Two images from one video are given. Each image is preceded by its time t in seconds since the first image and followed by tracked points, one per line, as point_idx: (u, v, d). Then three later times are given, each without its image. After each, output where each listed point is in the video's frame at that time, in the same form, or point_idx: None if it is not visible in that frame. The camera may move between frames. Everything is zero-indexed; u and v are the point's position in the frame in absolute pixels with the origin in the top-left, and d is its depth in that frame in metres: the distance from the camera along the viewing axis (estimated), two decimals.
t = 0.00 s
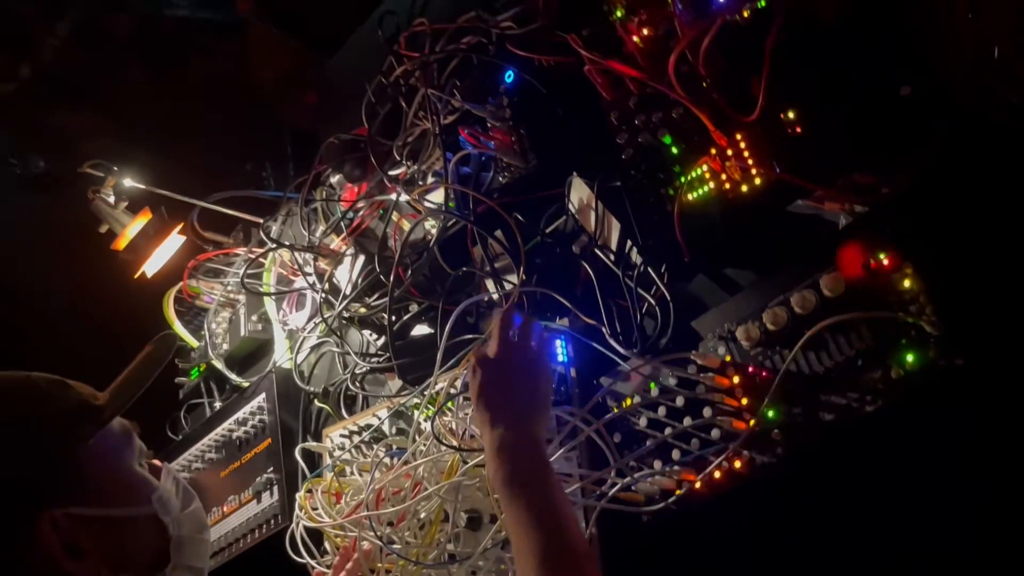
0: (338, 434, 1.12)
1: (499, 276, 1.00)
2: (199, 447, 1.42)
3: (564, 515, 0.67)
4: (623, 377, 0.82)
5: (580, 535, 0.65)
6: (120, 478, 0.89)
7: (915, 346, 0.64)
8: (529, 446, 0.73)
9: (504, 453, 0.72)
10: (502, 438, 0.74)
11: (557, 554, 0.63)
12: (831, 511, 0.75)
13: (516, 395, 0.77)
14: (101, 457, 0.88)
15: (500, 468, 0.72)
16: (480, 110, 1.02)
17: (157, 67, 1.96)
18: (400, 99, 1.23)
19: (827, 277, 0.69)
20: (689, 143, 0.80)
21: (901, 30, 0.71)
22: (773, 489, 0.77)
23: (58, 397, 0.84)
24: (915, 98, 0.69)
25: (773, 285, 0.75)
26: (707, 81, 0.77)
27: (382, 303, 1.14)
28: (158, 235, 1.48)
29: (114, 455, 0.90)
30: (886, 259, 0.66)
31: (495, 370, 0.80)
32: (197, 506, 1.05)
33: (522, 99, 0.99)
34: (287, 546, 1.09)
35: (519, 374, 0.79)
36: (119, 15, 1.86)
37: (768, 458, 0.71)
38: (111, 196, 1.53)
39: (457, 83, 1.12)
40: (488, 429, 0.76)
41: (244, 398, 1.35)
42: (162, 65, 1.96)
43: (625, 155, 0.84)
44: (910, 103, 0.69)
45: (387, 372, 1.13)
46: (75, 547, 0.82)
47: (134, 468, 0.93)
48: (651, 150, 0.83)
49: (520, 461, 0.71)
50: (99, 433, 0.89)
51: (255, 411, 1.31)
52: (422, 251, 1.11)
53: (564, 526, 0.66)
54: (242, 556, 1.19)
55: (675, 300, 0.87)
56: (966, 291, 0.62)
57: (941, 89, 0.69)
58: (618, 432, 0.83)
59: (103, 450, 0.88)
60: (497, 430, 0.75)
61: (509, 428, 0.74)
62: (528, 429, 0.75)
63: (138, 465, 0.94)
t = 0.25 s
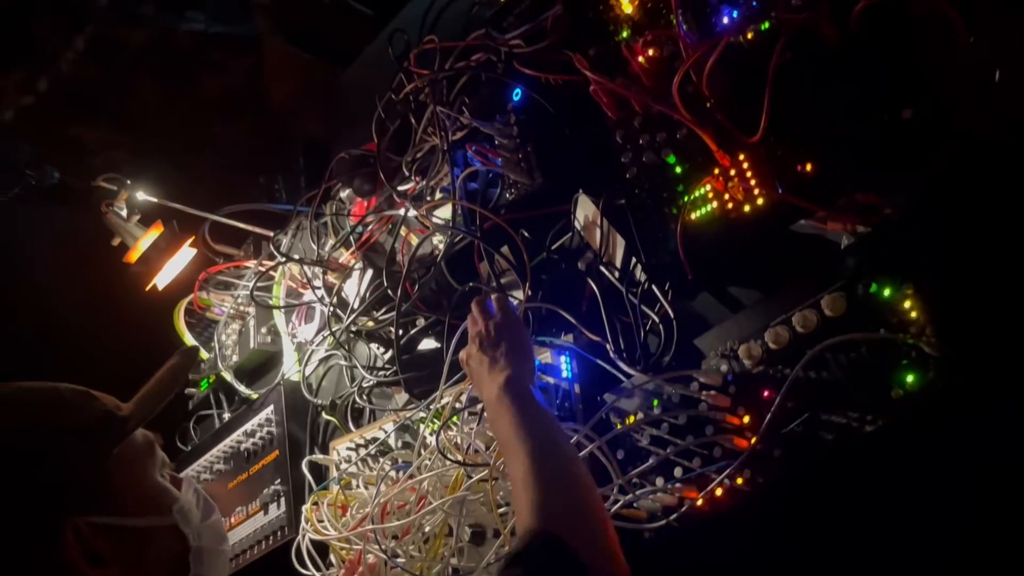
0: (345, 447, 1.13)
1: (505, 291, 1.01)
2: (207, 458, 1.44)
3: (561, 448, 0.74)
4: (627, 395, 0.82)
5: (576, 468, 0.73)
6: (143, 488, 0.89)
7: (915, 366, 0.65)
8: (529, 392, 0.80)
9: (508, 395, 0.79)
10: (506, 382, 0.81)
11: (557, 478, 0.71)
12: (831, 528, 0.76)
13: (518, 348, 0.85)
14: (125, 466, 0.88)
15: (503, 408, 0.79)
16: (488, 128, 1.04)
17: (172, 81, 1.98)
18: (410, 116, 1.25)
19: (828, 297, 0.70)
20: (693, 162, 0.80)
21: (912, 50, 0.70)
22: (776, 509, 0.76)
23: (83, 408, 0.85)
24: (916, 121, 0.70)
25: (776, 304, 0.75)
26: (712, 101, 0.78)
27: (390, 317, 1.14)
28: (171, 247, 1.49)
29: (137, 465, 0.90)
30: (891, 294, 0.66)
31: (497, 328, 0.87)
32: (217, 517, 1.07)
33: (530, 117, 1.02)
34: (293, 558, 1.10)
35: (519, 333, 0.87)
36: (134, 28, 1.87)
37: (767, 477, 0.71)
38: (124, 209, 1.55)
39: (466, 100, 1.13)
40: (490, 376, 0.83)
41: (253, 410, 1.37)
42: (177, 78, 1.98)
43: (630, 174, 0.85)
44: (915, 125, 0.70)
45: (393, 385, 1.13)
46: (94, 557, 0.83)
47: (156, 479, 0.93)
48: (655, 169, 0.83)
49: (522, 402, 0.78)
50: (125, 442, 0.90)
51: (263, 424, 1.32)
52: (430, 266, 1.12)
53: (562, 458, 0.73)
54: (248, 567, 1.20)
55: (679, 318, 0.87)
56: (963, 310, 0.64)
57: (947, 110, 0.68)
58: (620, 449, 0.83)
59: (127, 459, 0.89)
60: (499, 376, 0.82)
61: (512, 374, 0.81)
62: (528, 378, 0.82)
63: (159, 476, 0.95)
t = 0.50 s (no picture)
0: (347, 463, 1.15)
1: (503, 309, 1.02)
2: (212, 474, 1.45)
3: (552, 435, 0.76)
4: (623, 411, 0.84)
5: (565, 451, 0.74)
6: (150, 493, 0.92)
7: (903, 385, 0.67)
8: (523, 389, 0.82)
9: (501, 390, 0.82)
10: (500, 379, 0.83)
11: (546, 460, 0.72)
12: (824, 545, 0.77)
13: (514, 350, 0.87)
14: (134, 469, 0.91)
15: (497, 402, 0.81)
16: (487, 147, 1.06)
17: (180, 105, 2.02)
18: (410, 136, 1.28)
19: (819, 315, 0.72)
20: (686, 183, 0.82)
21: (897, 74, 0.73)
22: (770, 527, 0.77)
23: (92, 411, 0.89)
24: (902, 142, 0.71)
25: (768, 323, 0.77)
26: (703, 123, 0.80)
27: (391, 334, 1.16)
28: (175, 266, 1.50)
29: (145, 469, 0.93)
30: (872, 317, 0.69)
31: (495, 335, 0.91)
32: (224, 525, 1.08)
33: (528, 138, 1.03)
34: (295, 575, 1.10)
35: (516, 338, 0.90)
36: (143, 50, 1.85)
37: (762, 492, 0.72)
38: (129, 229, 1.58)
39: (465, 119, 1.15)
40: (486, 376, 0.86)
41: (257, 427, 1.38)
42: (184, 100, 2.01)
43: (624, 194, 0.87)
44: (900, 147, 0.71)
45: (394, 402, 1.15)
46: (106, 558, 0.85)
47: (164, 484, 0.96)
48: (649, 190, 0.85)
49: (515, 396, 0.81)
50: (134, 446, 0.93)
51: (266, 440, 1.34)
52: (430, 284, 1.13)
53: (552, 443, 0.75)
54: None
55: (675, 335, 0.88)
56: (950, 330, 0.65)
57: (931, 133, 0.71)
58: (617, 465, 0.85)
59: (136, 462, 0.92)
60: (495, 375, 0.85)
61: (508, 373, 0.84)
62: (524, 379, 0.84)
63: (167, 482, 0.97)
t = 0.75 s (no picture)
0: (345, 482, 1.15)
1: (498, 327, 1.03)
2: (213, 492, 1.46)
3: (549, 457, 0.77)
4: (616, 429, 0.85)
5: (562, 473, 0.75)
6: (157, 514, 0.93)
7: (889, 403, 0.68)
8: (521, 410, 0.84)
9: (499, 411, 0.83)
10: (498, 400, 0.84)
11: (544, 482, 0.73)
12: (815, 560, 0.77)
13: (511, 369, 0.88)
14: (142, 489, 0.93)
15: (494, 423, 0.82)
16: (480, 167, 1.08)
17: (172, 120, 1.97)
18: (405, 156, 1.29)
19: (804, 333, 0.73)
20: (674, 204, 0.83)
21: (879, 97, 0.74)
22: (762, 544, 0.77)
23: (102, 429, 0.92)
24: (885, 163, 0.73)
25: (757, 341, 0.78)
26: (691, 144, 0.81)
27: (388, 353, 1.17)
28: (174, 287, 1.51)
29: (153, 490, 0.95)
30: (847, 336, 0.71)
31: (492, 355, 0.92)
32: (229, 546, 1.08)
33: (520, 158, 1.04)
34: None
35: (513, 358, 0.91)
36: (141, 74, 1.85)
37: (752, 509, 0.73)
38: (128, 251, 1.59)
39: (459, 140, 1.17)
40: (483, 397, 0.87)
41: (256, 446, 1.39)
42: (180, 120, 1.98)
43: (613, 215, 0.88)
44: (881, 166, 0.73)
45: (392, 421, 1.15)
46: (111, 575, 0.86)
47: (172, 505, 0.97)
48: (638, 211, 0.86)
49: (512, 417, 0.82)
50: (143, 467, 0.95)
51: (266, 459, 1.34)
52: (426, 303, 1.14)
53: (548, 463, 0.76)
54: None
55: (666, 353, 0.90)
56: (931, 350, 0.65)
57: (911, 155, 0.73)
58: (610, 483, 0.85)
59: (144, 483, 0.94)
60: (492, 396, 0.86)
61: (505, 394, 0.85)
62: (521, 399, 0.86)
63: (175, 502, 0.98)
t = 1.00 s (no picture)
0: (342, 503, 1.17)
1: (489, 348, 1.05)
2: (212, 516, 1.47)
3: (534, 475, 0.78)
4: (604, 448, 0.85)
5: (546, 491, 0.76)
6: (144, 541, 1.10)
7: (868, 418, 0.68)
8: (505, 431, 0.85)
9: (484, 432, 0.84)
10: (482, 421, 0.86)
11: (526, 497, 0.74)
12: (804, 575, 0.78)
13: (494, 391, 0.90)
14: (129, 519, 1.10)
15: (479, 442, 0.84)
16: (470, 191, 1.10)
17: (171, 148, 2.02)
18: (396, 180, 1.31)
19: (785, 350, 0.74)
20: (656, 225, 0.84)
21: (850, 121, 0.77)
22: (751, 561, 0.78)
23: (85, 463, 1.05)
24: (861, 183, 0.76)
25: (741, 358, 0.79)
26: (672, 166, 0.82)
27: (381, 375, 1.18)
28: (170, 312, 1.53)
29: (141, 518, 1.13)
30: (820, 345, 0.73)
31: (477, 378, 0.93)
32: None
33: (509, 180, 1.05)
34: None
35: (498, 382, 0.92)
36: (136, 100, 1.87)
37: (737, 525, 0.74)
38: (125, 278, 1.59)
39: (449, 163, 1.19)
40: (468, 418, 0.88)
41: (254, 468, 1.40)
42: (176, 149, 2.03)
43: (598, 237, 0.89)
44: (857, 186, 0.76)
45: (386, 442, 1.17)
46: None
47: (157, 533, 1.14)
48: (621, 232, 0.87)
49: (498, 438, 0.83)
50: (128, 498, 1.12)
51: (265, 481, 1.35)
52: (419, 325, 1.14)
53: (531, 480, 0.77)
54: None
55: (653, 371, 0.91)
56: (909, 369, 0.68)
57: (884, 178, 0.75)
58: (600, 501, 0.86)
59: (130, 514, 1.11)
60: (477, 417, 0.87)
61: (489, 415, 0.86)
62: (505, 419, 0.87)
63: (160, 532, 1.17)
